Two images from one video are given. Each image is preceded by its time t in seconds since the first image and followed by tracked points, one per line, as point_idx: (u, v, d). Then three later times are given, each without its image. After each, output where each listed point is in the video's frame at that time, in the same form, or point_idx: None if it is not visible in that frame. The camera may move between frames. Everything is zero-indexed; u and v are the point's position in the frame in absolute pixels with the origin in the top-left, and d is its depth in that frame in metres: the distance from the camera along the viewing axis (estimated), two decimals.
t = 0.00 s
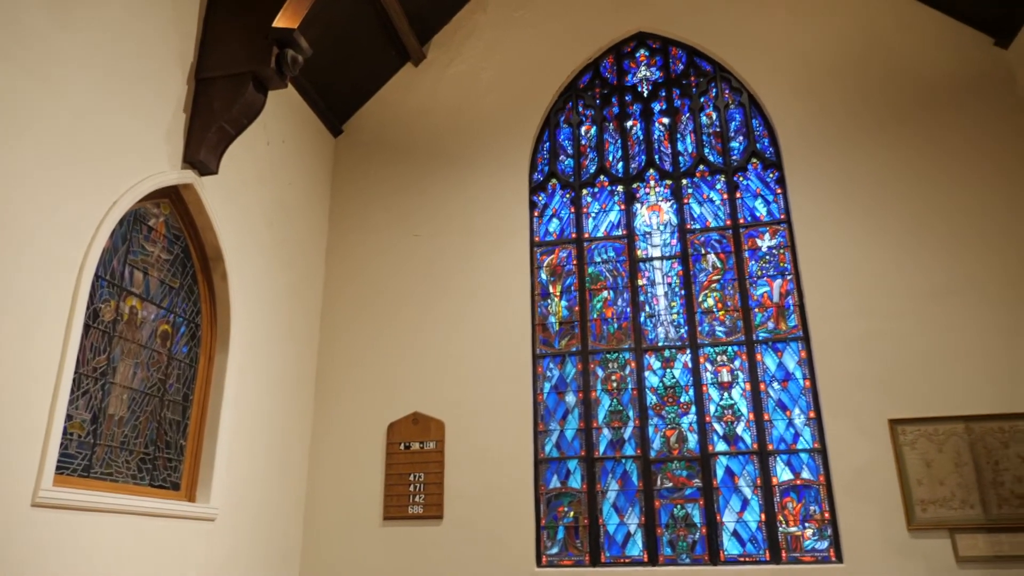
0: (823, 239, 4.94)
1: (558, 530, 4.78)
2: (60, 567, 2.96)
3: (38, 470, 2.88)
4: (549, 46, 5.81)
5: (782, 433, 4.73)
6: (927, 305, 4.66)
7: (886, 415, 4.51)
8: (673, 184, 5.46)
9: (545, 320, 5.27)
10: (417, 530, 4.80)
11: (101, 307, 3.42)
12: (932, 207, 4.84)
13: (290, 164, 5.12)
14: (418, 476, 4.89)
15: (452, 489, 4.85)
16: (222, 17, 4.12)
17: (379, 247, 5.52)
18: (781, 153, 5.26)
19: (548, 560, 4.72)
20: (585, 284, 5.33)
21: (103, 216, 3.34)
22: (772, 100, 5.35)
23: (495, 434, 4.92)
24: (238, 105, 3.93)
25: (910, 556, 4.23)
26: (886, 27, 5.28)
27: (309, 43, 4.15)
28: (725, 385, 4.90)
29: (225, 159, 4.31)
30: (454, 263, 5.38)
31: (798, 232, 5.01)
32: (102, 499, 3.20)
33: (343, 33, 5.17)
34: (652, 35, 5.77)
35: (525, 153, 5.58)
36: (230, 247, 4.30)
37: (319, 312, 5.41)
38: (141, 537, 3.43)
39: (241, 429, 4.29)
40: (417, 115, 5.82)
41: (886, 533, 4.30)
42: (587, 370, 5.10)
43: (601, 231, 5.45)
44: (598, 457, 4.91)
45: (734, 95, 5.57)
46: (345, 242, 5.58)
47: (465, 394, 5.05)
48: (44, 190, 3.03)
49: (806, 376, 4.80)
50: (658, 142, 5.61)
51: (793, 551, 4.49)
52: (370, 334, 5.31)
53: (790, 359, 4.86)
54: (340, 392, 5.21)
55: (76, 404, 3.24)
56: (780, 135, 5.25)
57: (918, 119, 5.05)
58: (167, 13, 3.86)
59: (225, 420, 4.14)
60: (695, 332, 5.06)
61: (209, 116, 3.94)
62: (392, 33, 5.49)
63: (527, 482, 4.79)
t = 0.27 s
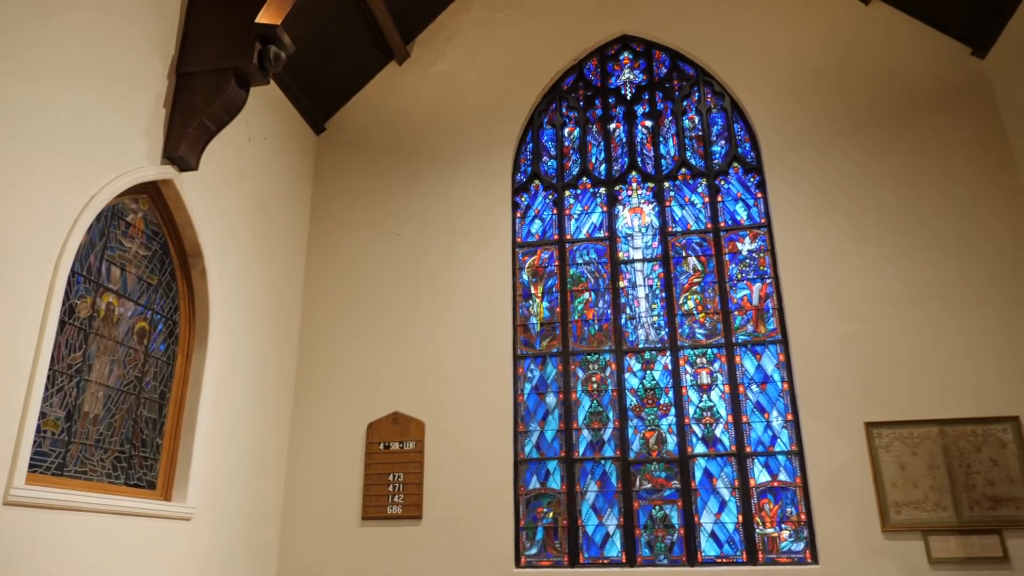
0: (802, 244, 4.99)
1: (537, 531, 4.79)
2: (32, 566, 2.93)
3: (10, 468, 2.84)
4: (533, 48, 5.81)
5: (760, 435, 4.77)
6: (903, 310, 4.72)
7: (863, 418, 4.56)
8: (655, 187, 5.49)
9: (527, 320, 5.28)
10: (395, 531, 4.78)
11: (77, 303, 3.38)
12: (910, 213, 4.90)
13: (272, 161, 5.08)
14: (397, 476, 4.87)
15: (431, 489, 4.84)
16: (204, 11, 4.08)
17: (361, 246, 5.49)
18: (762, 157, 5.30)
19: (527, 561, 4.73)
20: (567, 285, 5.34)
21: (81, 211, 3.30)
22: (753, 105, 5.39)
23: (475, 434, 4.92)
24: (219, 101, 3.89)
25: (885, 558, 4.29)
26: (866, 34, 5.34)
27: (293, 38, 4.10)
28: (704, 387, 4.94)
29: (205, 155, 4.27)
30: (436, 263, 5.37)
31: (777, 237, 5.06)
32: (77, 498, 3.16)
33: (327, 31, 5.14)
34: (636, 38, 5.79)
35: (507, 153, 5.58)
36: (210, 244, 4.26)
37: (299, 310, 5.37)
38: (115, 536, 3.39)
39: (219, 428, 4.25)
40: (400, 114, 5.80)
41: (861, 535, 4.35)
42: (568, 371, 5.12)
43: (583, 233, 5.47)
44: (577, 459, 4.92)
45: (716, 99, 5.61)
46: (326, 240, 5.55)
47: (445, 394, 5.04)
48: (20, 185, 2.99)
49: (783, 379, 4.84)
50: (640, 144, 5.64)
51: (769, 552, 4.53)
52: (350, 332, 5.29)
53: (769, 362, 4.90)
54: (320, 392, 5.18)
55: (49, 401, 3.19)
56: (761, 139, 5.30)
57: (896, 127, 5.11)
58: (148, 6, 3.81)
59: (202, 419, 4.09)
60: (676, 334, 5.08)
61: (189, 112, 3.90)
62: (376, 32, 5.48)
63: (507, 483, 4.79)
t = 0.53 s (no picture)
0: (783, 248, 5.03)
1: (517, 532, 4.79)
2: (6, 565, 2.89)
3: None
4: (518, 49, 5.81)
5: (740, 437, 4.80)
6: (881, 313, 4.77)
7: (840, 421, 4.61)
8: (638, 190, 5.51)
9: (509, 321, 5.28)
10: (374, 531, 4.76)
11: (54, 300, 3.34)
12: (888, 219, 4.96)
13: (253, 158, 5.04)
14: (377, 476, 4.85)
15: (411, 489, 4.82)
16: (187, 6, 4.04)
17: (343, 245, 5.46)
18: (744, 161, 5.34)
19: (506, 561, 4.73)
20: (549, 286, 5.35)
21: (59, 206, 3.25)
22: (736, 109, 5.42)
23: (456, 435, 4.91)
24: (201, 97, 3.86)
25: (861, 559, 4.33)
26: (848, 41, 5.39)
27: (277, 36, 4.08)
28: (685, 389, 4.96)
29: (186, 151, 4.23)
30: (418, 263, 5.36)
31: (758, 240, 5.10)
32: (52, 496, 3.12)
33: (312, 27, 5.11)
34: (621, 41, 5.82)
35: (491, 154, 5.58)
36: (190, 240, 4.22)
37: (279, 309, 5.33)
38: (91, 535, 3.35)
39: (197, 427, 4.21)
40: (384, 113, 5.78)
41: (838, 537, 4.39)
42: (550, 372, 5.13)
43: (566, 234, 5.48)
44: (558, 459, 4.93)
45: (700, 103, 5.64)
46: (308, 238, 5.51)
47: (426, 394, 5.02)
48: None
49: (763, 382, 4.88)
50: (624, 146, 5.66)
51: (748, 553, 4.57)
52: (332, 331, 5.26)
53: (749, 364, 4.94)
54: (300, 391, 5.14)
55: (24, 399, 3.15)
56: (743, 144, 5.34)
57: (876, 133, 5.17)
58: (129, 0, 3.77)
59: (181, 418, 4.05)
60: (657, 336, 5.11)
61: (171, 108, 3.86)
62: (361, 29, 5.45)
63: (487, 483, 4.79)
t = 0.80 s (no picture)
0: (764, 251, 5.07)
1: (498, 532, 4.80)
2: None
3: None
4: (503, 49, 5.82)
5: (720, 439, 4.83)
6: (860, 317, 4.82)
7: (819, 423, 4.65)
8: (622, 191, 5.54)
9: (492, 321, 5.28)
10: (354, 531, 4.74)
11: (31, 297, 3.31)
12: (868, 223, 5.02)
13: (236, 155, 5.01)
14: (358, 476, 4.83)
15: (392, 489, 4.80)
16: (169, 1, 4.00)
17: (325, 243, 5.44)
18: (727, 164, 5.38)
19: (487, 562, 4.73)
20: (533, 287, 5.35)
21: (37, 202, 3.21)
22: (719, 112, 5.46)
23: (437, 435, 4.90)
24: (184, 92, 3.82)
25: (839, 560, 4.37)
26: (830, 47, 5.44)
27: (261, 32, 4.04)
28: (666, 391, 4.99)
29: (168, 147, 4.19)
30: (401, 262, 5.34)
31: (740, 243, 5.13)
32: (28, 495, 3.09)
33: (297, 24, 5.08)
34: (606, 43, 5.84)
35: (475, 154, 5.58)
36: (170, 237, 4.18)
37: (261, 307, 5.29)
38: (67, 536, 3.31)
39: (176, 427, 4.17)
40: (368, 112, 5.76)
41: (817, 537, 4.43)
42: (532, 373, 5.13)
43: (550, 235, 5.49)
44: (540, 460, 4.94)
45: (683, 106, 5.67)
46: (290, 236, 5.48)
47: (409, 394, 5.01)
48: None
49: (744, 384, 4.91)
50: (608, 148, 5.68)
51: (727, 554, 4.60)
52: (314, 331, 5.23)
53: (729, 366, 4.97)
54: (282, 390, 5.11)
55: None
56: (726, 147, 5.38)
57: (857, 138, 5.22)
58: None
59: (159, 417, 4.01)
60: (639, 338, 5.13)
61: (152, 103, 3.82)
62: (346, 27, 5.43)
63: (469, 483, 4.79)
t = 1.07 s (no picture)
0: (747, 253, 5.10)
1: (480, 533, 4.79)
2: None
3: None
4: (489, 49, 5.82)
5: (701, 440, 4.86)
6: (841, 320, 4.87)
7: (800, 425, 4.69)
8: (606, 193, 5.55)
9: (475, 322, 5.28)
10: (335, 531, 4.72)
11: (8, 293, 3.28)
12: (849, 228, 5.06)
13: (219, 152, 4.97)
14: (340, 476, 4.81)
15: (374, 490, 4.79)
16: None
17: (309, 242, 5.41)
18: (710, 167, 5.41)
19: (469, 562, 4.73)
20: (516, 288, 5.36)
21: (16, 197, 3.17)
22: (704, 115, 5.49)
23: (420, 435, 4.89)
24: (166, 89, 3.78)
25: (818, 560, 4.41)
26: (814, 52, 5.48)
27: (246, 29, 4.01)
28: (649, 392, 5.01)
29: (150, 144, 4.15)
30: (384, 261, 5.33)
31: (723, 246, 5.17)
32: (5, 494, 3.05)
33: (282, 22, 5.05)
34: (592, 45, 5.85)
35: (460, 154, 5.57)
36: (151, 234, 4.14)
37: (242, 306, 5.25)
38: (44, 536, 3.27)
39: (156, 426, 4.13)
40: (353, 110, 5.74)
41: (796, 539, 4.46)
42: (515, 373, 5.13)
43: (534, 236, 5.49)
44: (522, 461, 4.94)
45: (668, 109, 5.70)
46: (273, 235, 5.45)
47: (391, 394, 4.99)
48: None
49: (725, 386, 4.94)
50: (593, 150, 5.70)
51: (707, 555, 4.62)
52: (296, 329, 5.20)
53: (711, 368, 5.00)
54: (263, 389, 5.08)
55: None
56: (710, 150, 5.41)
57: (839, 142, 5.27)
58: None
59: (138, 416, 3.97)
60: (622, 339, 5.15)
61: (134, 99, 3.78)
62: (331, 25, 5.41)
63: (451, 484, 4.78)
